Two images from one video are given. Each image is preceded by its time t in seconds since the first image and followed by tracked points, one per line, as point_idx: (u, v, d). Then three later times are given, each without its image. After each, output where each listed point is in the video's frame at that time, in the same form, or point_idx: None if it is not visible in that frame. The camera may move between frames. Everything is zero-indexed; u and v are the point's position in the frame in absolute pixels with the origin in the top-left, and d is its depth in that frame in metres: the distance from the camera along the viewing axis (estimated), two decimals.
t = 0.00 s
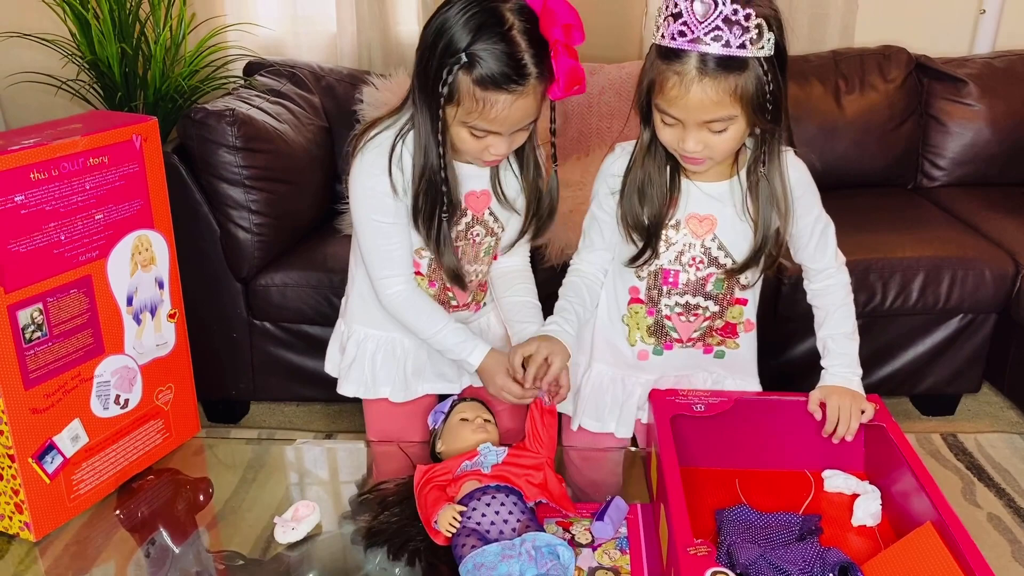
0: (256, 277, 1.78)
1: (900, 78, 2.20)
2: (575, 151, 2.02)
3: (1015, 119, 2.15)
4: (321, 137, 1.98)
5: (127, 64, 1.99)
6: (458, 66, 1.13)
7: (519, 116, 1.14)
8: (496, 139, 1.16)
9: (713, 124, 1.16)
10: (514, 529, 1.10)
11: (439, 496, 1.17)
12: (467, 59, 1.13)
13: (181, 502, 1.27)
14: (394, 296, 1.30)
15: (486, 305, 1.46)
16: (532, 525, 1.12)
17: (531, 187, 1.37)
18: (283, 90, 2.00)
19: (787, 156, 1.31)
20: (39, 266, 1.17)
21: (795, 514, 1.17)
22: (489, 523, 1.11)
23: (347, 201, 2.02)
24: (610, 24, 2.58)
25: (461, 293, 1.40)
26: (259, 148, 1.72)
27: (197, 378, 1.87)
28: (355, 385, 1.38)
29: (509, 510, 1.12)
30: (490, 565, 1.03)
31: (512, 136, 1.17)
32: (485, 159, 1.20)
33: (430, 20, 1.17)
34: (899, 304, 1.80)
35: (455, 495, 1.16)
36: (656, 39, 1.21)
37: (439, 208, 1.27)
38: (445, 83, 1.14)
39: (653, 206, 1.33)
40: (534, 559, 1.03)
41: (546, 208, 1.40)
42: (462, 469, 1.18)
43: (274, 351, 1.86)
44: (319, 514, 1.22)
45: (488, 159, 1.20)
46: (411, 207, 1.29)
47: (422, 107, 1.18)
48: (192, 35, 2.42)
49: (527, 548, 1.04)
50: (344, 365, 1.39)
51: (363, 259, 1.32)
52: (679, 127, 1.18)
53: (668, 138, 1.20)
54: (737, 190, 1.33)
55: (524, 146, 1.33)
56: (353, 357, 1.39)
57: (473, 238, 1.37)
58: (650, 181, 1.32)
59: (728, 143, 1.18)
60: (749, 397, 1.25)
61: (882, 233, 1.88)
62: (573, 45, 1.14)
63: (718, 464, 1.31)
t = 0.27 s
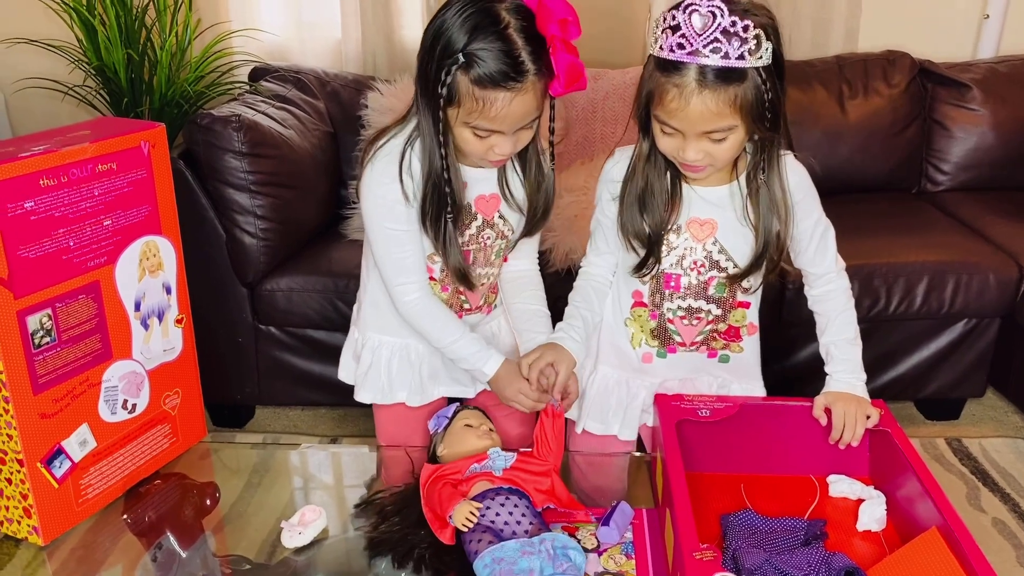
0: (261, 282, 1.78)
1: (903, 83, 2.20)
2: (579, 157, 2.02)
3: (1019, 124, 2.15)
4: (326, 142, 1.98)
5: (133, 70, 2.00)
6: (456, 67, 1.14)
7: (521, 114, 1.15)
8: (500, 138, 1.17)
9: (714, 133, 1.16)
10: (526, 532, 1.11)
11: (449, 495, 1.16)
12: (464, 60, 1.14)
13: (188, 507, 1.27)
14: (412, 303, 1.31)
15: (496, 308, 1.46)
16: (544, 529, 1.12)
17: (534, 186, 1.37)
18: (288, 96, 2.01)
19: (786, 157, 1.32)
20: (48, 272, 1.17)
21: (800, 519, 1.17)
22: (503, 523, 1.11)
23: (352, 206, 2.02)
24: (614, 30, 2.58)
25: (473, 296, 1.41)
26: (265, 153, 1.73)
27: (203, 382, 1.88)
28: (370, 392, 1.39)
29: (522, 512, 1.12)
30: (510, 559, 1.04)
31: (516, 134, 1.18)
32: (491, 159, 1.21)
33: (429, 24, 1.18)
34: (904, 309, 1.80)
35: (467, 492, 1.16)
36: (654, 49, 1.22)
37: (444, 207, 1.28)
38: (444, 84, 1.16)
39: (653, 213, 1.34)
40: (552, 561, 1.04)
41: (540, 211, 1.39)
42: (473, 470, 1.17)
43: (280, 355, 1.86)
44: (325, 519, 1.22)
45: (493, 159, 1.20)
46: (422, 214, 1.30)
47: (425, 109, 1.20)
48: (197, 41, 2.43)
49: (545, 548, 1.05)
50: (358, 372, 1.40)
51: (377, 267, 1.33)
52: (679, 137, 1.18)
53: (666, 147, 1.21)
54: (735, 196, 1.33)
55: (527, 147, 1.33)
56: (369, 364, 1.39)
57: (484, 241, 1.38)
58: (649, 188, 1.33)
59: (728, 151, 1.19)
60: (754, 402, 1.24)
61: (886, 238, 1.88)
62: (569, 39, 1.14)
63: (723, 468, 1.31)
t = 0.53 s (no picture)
0: (266, 286, 1.79)
1: (907, 87, 2.20)
2: (584, 160, 2.02)
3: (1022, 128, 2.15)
4: (330, 147, 1.99)
5: (138, 75, 2.01)
6: (479, 83, 1.16)
7: (540, 130, 1.17)
8: (517, 154, 1.19)
9: (703, 137, 1.17)
10: (528, 536, 1.10)
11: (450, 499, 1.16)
12: (488, 76, 1.15)
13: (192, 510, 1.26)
14: (413, 317, 1.33)
15: (500, 321, 1.48)
16: (546, 533, 1.11)
17: (551, 208, 1.41)
18: (293, 100, 2.01)
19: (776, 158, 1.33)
20: (54, 276, 1.18)
21: (805, 523, 1.17)
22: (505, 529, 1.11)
23: (356, 210, 2.03)
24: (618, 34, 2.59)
25: (476, 309, 1.43)
26: (270, 158, 1.74)
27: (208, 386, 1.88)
28: (372, 402, 1.41)
29: (523, 516, 1.12)
30: (513, 566, 1.04)
31: (532, 151, 1.20)
32: (506, 175, 1.22)
33: (448, 41, 1.19)
34: (907, 313, 1.80)
35: (468, 497, 1.16)
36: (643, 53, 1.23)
37: (466, 221, 1.30)
38: (467, 100, 1.17)
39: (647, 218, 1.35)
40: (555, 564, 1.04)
41: (563, 227, 1.43)
42: (473, 475, 1.18)
43: (284, 359, 1.87)
44: (330, 523, 1.22)
45: (509, 175, 1.22)
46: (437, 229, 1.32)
47: (444, 125, 1.21)
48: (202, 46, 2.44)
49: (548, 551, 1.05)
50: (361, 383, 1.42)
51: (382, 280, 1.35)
52: (670, 141, 1.19)
53: (658, 151, 1.22)
54: (726, 198, 1.34)
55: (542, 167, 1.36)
56: (372, 375, 1.42)
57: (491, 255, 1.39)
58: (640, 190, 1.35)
59: (717, 154, 1.19)
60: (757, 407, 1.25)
61: (890, 241, 1.89)
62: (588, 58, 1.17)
63: (727, 472, 1.32)
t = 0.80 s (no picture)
0: (269, 289, 1.79)
1: (909, 91, 2.20)
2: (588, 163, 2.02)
3: None
4: (333, 150, 1.99)
5: (140, 78, 2.01)
6: (499, 102, 1.16)
7: (554, 152, 1.18)
8: (527, 173, 1.20)
9: (702, 138, 1.16)
10: (531, 541, 1.11)
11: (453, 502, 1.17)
12: (508, 95, 1.15)
13: (195, 513, 1.28)
14: (410, 327, 1.35)
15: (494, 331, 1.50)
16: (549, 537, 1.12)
17: (551, 228, 1.43)
18: (295, 104, 2.02)
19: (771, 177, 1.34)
20: (57, 280, 1.18)
21: (808, 527, 1.17)
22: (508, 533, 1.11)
23: (358, 214, 2.03)
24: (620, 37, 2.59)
25: (469, 321, 1.45)
26: (272, 162, 1.74)
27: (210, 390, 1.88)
28: (361, 406, 1.43)
29: (526, 520, 1.12)
30: (517, 569, 1.04)
31: (542, 171, 1.20)
32: (513, 192, 1.24)
33: (467, 58, 1.19)
34: (910, 316, 1.80)
35: (471, 501, 1.16)
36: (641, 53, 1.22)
37: (480, 236, 1.31)
38: (486, 118, 1.17)
39: (637, 222, 1.37)
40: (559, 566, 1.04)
41: (563, 246, 1.45)
42: (477, 478, 1.18)
43: (287, 363, 1.87)
44: (332, 527, 1.22)
45: (515, 192, 1.23)
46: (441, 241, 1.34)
47: (459, 141, 1.21)
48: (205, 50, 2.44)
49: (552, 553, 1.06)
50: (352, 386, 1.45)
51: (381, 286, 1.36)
52: (667, 143, 1.19)
53: (654, 155, 1.21)
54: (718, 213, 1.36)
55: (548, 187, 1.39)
56: (364, 379, 1.44)
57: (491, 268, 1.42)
58: (634, 201, 1.36)
59: (714, 158, 1.19)
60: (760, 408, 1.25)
61: (893, 245, 1.88)
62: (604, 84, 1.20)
63: (730, 477, 1.31)
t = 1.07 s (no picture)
0: (272, 292, 1.79)
1: (911, 94, 2.20)
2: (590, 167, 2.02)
3: None
4: (336, 154, 2.00)
5: (144, 82, 2.01)
6: (509, 113, 1.16)
7: (561, 161, 1.19)
8: (533, 182, 1.21)
9: (692, 147, 1.12)
10: (536, 543, 1.10)
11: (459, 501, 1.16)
12: (517, 106, 1.15)
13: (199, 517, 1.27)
14: (421, 333, 1.35)
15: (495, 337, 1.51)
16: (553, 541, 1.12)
17: (553, 233, 1.44)
18: (298, 108, 2.02)
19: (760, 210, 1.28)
20: (61, 285, 1.18)
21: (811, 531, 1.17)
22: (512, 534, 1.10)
23: (361, 217, 2.03)
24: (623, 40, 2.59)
25: (472, 326, 1.46)
26: (275, 165, 1.74)
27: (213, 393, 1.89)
28: (364, 414, 1.45)
29: (532, 523, 1.12)
30: (523, 570, 1.04)
31: (547, 180, 1.22)
32: (517, 199, 1.25)
33: (477, 66, 1.19)
34: (913, 319, 1.80)
35: (478, 501, 1.15)
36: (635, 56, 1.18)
37: (488, 246, 1.33)
38: (496, 129, 1.17)
39: (621, 232, 1.32)
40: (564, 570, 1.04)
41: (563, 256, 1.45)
42: (483, 480, 1.17)
43: (289, 366, 1.87)
44: (335, 531, 1.23)
45: (520, 199, 1.24)
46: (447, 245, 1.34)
47: (468, 149, 1.21)
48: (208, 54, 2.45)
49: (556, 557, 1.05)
50: (354, 393, 1.47)
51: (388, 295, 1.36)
52: (657, 150, 1.14)
53: (642, 163, 1.16)
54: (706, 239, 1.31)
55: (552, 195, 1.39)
56: (366, 388, 1.46)
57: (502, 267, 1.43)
58: (622, 211, 1.31)
59: (704, 168, 1.13)
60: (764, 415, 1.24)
61: (896, 248, 1.88)
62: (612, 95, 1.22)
63: (733, 482, 1.32)
